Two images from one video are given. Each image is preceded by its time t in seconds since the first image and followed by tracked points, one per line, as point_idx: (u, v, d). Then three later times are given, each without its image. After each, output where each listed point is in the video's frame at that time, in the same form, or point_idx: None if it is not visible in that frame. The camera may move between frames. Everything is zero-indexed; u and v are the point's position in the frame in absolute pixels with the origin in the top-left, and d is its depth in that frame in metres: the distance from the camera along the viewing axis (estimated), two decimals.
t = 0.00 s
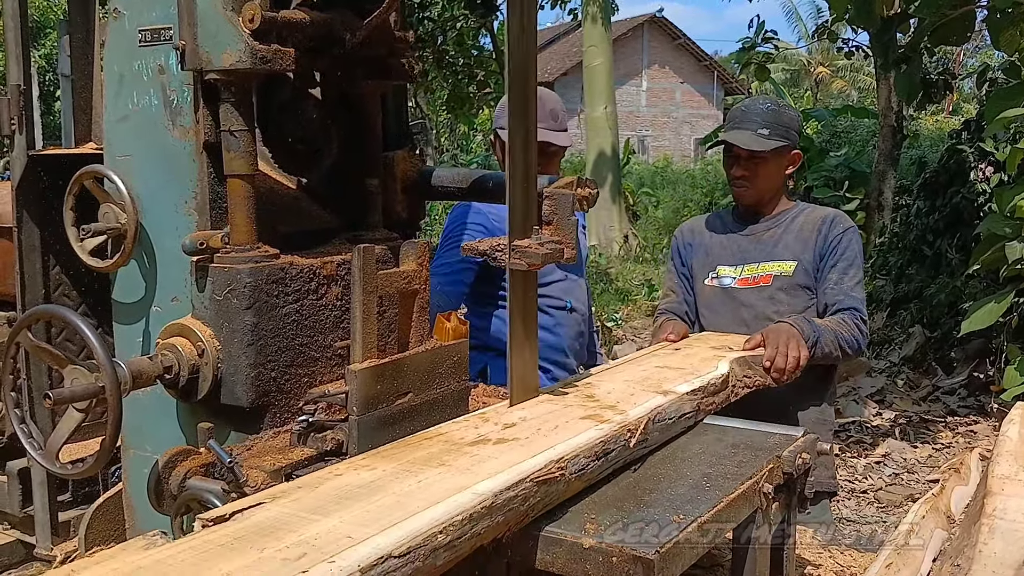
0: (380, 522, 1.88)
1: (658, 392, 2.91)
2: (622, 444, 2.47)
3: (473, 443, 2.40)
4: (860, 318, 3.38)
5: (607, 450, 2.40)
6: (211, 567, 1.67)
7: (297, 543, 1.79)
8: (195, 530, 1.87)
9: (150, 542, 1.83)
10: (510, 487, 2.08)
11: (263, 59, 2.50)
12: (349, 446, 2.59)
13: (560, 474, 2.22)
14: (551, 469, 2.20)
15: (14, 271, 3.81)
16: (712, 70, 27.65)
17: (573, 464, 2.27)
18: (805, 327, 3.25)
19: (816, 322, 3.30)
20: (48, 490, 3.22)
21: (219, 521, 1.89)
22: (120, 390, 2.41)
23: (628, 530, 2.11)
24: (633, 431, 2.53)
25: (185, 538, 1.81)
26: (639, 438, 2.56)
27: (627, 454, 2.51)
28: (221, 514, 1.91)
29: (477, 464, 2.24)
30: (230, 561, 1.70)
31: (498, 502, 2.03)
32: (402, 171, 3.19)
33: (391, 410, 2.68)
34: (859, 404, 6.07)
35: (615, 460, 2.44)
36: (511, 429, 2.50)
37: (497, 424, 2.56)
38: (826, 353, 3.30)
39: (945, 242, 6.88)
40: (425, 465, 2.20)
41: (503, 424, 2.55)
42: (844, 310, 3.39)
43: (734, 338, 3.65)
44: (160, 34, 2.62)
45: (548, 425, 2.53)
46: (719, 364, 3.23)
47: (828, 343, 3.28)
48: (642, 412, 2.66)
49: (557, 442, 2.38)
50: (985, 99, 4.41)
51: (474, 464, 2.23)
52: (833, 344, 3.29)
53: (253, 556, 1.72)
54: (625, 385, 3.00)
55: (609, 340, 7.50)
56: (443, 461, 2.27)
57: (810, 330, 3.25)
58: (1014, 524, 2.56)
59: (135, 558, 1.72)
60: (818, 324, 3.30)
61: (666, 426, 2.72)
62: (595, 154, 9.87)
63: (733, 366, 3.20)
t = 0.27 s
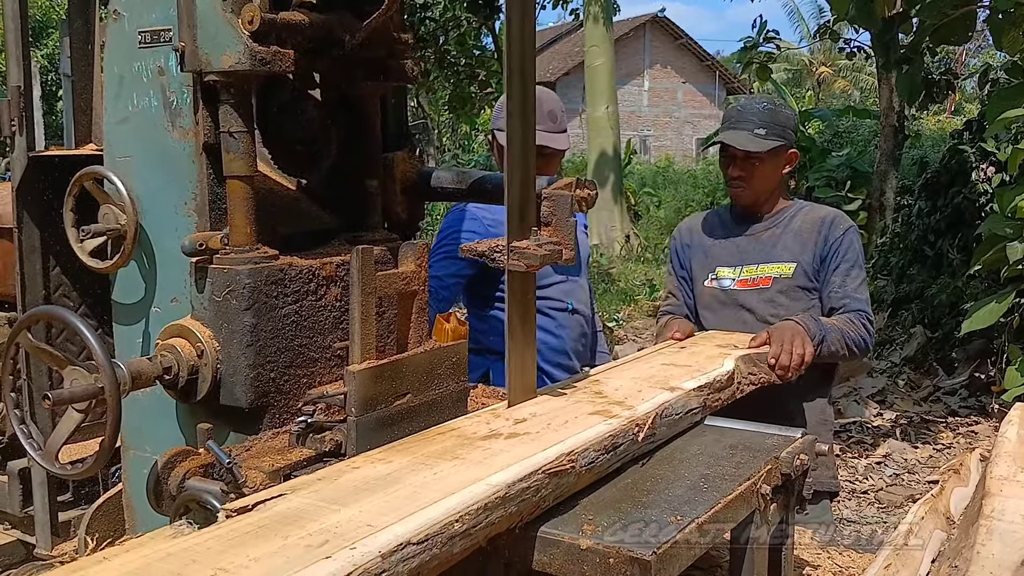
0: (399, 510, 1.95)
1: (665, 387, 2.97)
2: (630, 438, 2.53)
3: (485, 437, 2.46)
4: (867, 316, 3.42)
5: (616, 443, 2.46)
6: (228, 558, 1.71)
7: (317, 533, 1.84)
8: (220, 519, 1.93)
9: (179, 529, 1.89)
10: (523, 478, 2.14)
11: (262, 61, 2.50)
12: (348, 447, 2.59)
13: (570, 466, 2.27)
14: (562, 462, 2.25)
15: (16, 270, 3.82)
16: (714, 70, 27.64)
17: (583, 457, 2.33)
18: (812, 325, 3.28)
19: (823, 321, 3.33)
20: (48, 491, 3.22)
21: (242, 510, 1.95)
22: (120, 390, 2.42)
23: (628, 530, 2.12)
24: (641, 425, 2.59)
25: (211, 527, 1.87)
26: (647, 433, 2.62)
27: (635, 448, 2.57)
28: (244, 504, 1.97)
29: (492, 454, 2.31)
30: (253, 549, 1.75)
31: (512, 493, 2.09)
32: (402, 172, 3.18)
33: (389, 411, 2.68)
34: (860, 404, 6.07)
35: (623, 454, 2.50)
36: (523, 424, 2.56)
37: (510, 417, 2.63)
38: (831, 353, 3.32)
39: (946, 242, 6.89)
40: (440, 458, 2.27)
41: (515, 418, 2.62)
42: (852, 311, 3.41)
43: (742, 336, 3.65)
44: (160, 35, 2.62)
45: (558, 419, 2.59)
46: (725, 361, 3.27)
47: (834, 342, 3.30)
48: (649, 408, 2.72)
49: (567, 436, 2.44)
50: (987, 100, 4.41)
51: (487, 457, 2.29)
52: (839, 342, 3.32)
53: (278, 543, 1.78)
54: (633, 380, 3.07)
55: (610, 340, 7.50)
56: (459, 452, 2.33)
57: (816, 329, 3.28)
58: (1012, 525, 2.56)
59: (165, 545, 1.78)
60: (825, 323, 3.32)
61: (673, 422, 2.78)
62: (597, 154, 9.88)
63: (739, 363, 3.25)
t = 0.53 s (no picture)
0: (411, 500, 1.99)
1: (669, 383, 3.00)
2: (635, 432, 2.56)
3: (494, 431, 2.49)
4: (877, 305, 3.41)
5: (622, 437, 2.49)
6: (241, 547, 1.74)
7: (330, 522, 1.88)
8: (236, 509, 1.98)
9: (196, 518, 1.93)
10: (531, 469, 2.17)
11: (260, 60, 2.51)
12: (346, 445, 2.58)
13: (577, 458, 2.30)
14: (569, 454, 2.28)
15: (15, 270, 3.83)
16: (715, 70, 27.65)
17: (589, 450, 2.36)
18: (819, 316, 3.28)
19: (831, 311, 3.32)
20: (48, 489, 3.26)
21: (257, 501, 1.99)
22: (119, 388, 2.43)
23: (627, 531, 2.11)
24: (646, 420, 2.62)
25: (227, 517, 1.91)
26: (651, 427, 2.64)
27: (639, 442, 2.59)
28: (259, 494, 2.01)
29: (498, 448, 2.34)
30: (267, 538, 1.79)
31: (520, 484, 2.12)
32: (400, 172, 3.14)
33: (387, 409, 2.68)
34: (861, 404, 6.07)
35: (629, 447, 2.53)
36: (530, 418, 2.59)
37: (517, 413, 2.66)
38: (844, 342, 3.30)
39: (947, 242, 6.89)
40: (449, 450, 2.31)
41: (522, 413, 2.65)
42: (862, 301, 3.40)
43: (743, 333, 3.66)
44: (159, 34, 2.63)
45: (564, 414, 2.61)
46: (729, 357, 3.30)
47: (845, 331, 3.29)
48: (654, 402, 2.75)
49: (573, 430, 2.46)
50: (988, 99, 4.41)
51: (496, 450, 2.33)
52: (850, 332, 3.31)
53: (291, 531, 1.82)
54: (638, 376, 3.10)
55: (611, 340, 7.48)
56: (466, 446, 2.36)
57: (824, 319, 3.28)
58: (1010, 524, 2.56)
59: (183, 534, 1.82)
60: (834, 313, 3.32)
61: (678, 416, 2.81)
62: (598, 155, 9.89)
63: (743, 359, 3.27)
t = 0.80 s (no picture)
0: (412, 498, 2.00)
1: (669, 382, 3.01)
2: (636, 431, 2.57)
3: (495, 429, 2.50)
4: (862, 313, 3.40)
5: (622, 435, 2.49)
6: (242, 544, 1.75)
7: (329, 520, 1.88)
8: (238, 507, 1.99)
9: (198, 517, 1.94)
10: (532, 468, 2.18)
11: (261, 60, 2.51)
12: (345, 444, 2.58)
13: (578, 457, 2.31)
14: (569, 452, 2.29)
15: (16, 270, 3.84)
16: (718, 70, 27.64)
17: (590, 449, 2.37)
18: (811, 340, 3.24)
19: (823, 330, 3.29)
20: (48, 489, 3.26)
21: (260, 499, 2.00)
22: (119, 388, 2.43)
23: (627, 530, 2.11)
24: (647, 419, 2.63)
25: (229, 515, 1.92)
26: (653, 426, 2.66)
27: (641, 441, 2.60)
28: (261, 492, 2.02)
29: (499, 447, 2.34)
30: (269, 535, 1.80)
31: (520, 482, 2.13)
32: (401, 171, 3.17)
33: (387, 409, 2.68)
34: (862, 404, 6.07)
35: (630, 446, 2.54)
36: (531, 417, 2.60)
37: (517, 412, 2.66)
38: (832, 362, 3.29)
39: (949, 242, 6.89)
40: (450, 449, 2.31)
41: (522, 413, 2.65)
42: (850, 309, 3.39)
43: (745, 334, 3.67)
44: (160, 34, 2.63)
45: (565, 413, 2.62)
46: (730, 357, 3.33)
47: (835, 353, 3.28)
48: (655, 401, 2.76)
49: (574, 429, 2.47)
50: (990, 99, 4.41)
51: (498, 449, 2.33)
52: (840, 351, 3.30)
53: (292, 529, 1.82)
54: (638, 376, 3.11)
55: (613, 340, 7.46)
56: (467, 445, 2.37)
57: (817, 343, 3.25)
58: (1009, 524, 2.56)
59: (186, 531, 1.83)
60: (827, 333, 3.29)
61: (679, 415, 2.83)
62: (600, 155, 9.90)
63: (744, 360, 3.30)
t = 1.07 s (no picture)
0: (417, 497, 2.01)
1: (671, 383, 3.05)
2: (638, 431, 2.60)
3: (498, 430, 2.51)
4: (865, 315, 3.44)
5: (625, 436, 2.53)
6: (251, 543, 1.76)
7: (335, 519, 1.89)
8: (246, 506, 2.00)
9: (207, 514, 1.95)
10: (535, 467, 2.20)
11: (262, 63, 2.52)
12: (347, 445, 2.59)
13: (581, 457, 2.33)
14: (573, 452, 2.32)
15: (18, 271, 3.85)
16: (720, 71, 27.64)
17: (593, 449, 2.39)
18: (813, 348, 3.23)
19: (825, 338, 3.29)
20: (51, 490, 3.24)
21: (268, 498, 2.02)
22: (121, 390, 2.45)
23: (627, 531, 2.12)
24: (649, 418, 2.66)
25: (237, 513, 1.93)
26: (654, 426, 2.68)
27: (643, 441, 2.63)
28: (269, 491, 2.04)
29: (503, 446, 2.36)
30: (276, 533, 1.81)
31: (525, 481, 2.15)
32: (402, 173, 3.19)
33: (388, 410, 2.69)
34: (864, 405, 6.07)
35: (632, 446, 2.57)
36: (534, 417, 2.62)
37: (519, 412, 2.68)
38: (831, 365, 3.31)
39: (951, 243, 6.90)
40: (454, 449, 2.33)
41: (525, 413, 2.66)
42: (852, 311, 3.44)
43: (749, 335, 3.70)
44: (161, 37, 2.64)
45: (568, 413, 2.64)
46: (732, 357, 3.37)
47: (835, 359, 3.29)
48: (657, 402, 2.79)
49: (578, 428, 2.50)
50: (991, 100, 4.41)
51: (501, 449, 2.35)
52: (840, 355, 3.32)
53: (299, 528, 1.84)
54: (640, 376, 3.13)
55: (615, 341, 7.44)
56: (471, 445, 2.38)
57: (819, 352, 3.24)
58: (1009, 525, 2.57)
59: (196, 530, 1.85)
60: (828, 340, 3.28)
61: (680, 415, 2.86)
62: (601, 155, 9.92)
63: (746, 360, 3.34)
